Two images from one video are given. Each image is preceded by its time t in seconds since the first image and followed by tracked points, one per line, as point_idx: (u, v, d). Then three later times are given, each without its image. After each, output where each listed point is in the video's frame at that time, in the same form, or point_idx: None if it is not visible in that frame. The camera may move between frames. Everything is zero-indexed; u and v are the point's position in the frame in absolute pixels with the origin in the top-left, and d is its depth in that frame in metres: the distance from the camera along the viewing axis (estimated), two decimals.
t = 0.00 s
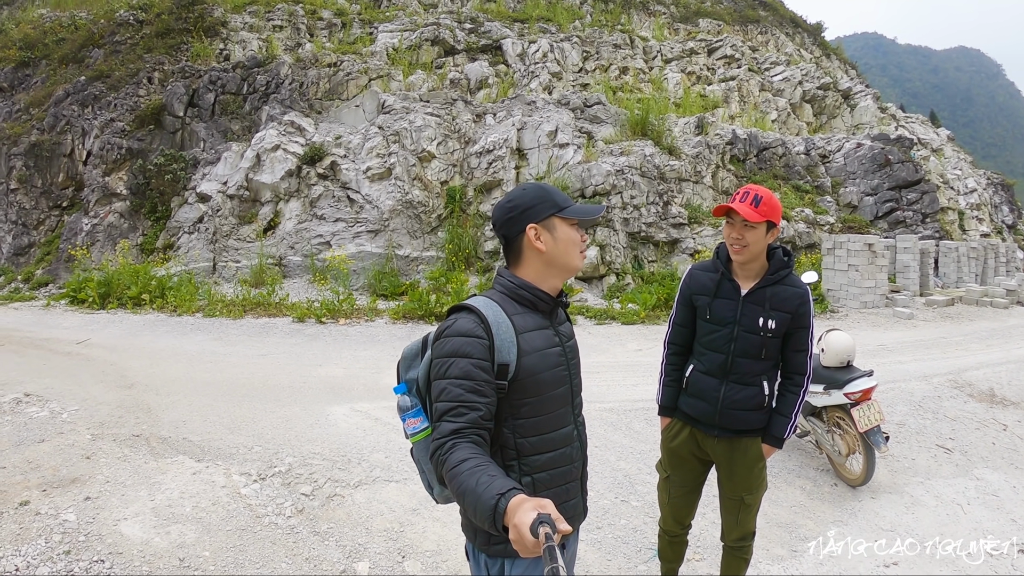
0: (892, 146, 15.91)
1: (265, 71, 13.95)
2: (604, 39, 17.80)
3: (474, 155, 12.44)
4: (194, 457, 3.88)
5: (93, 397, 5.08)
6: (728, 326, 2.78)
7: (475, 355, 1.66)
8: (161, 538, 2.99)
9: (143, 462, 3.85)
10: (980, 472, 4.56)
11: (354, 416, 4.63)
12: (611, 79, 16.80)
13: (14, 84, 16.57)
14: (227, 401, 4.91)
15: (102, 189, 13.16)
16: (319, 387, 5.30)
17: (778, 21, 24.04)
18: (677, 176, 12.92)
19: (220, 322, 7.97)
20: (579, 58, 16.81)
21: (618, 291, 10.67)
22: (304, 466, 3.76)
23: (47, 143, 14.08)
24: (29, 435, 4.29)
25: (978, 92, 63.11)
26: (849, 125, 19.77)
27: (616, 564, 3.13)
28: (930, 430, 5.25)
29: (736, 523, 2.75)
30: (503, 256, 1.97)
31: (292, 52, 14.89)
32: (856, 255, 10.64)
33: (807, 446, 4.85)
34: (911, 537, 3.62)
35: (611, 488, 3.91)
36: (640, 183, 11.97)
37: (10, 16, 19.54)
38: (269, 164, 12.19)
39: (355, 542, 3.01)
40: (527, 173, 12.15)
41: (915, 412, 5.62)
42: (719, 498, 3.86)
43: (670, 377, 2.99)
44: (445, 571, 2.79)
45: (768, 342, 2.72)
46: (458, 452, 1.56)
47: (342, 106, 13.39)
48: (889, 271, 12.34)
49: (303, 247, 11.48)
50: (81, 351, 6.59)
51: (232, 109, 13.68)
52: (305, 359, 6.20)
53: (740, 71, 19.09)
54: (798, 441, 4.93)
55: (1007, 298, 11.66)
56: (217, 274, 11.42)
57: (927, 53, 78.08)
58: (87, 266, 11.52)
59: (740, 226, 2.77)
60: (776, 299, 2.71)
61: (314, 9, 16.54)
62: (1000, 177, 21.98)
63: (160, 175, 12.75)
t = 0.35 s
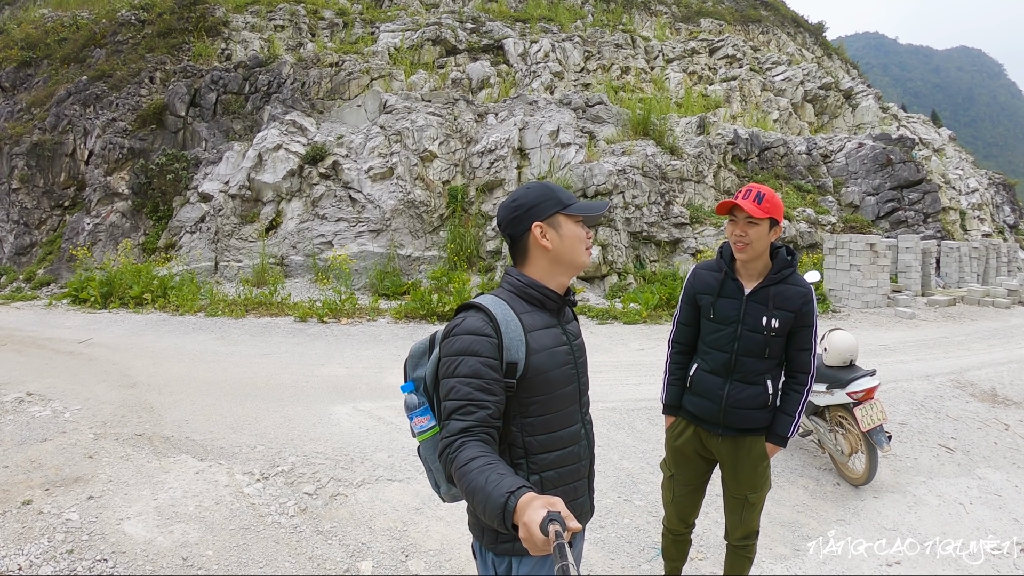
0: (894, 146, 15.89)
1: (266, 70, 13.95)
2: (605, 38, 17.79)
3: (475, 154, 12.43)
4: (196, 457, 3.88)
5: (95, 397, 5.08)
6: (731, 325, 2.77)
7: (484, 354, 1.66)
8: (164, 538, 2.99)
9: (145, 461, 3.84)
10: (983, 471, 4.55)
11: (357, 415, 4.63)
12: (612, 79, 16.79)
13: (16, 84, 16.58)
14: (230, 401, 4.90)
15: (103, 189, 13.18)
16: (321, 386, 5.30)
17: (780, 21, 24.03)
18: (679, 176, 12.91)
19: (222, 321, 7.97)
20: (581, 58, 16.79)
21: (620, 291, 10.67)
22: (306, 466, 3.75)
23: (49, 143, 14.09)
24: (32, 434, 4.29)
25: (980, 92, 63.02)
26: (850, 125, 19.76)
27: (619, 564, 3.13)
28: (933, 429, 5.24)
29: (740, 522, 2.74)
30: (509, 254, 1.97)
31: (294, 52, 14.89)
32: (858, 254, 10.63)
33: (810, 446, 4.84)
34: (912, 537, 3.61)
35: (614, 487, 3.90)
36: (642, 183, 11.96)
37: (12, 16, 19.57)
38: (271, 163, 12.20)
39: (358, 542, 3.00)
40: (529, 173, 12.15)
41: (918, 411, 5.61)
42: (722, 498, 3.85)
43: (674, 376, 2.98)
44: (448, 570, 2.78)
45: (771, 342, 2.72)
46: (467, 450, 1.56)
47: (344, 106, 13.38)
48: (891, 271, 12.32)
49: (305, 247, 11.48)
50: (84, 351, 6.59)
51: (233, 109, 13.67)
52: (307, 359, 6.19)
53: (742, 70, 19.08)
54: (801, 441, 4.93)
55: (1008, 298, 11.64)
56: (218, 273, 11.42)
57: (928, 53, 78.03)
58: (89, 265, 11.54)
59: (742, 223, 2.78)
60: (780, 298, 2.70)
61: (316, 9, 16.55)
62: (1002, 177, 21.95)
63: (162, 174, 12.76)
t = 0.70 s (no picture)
0: (893, 146, 15.90)
1: (266, 69, 13.94)
2: (605, 38, 17.78)
3: (475, 154, 12.43)
4: (195, 457, 3.87)
5: (94, 396, 5.08)
6: (729, 326, 2.77)
7: (481, 356, 1.66)
8: (163, 538, 2.99)
9: (144, 461, 3.84)
10: (981, 472, 4.55)
11: (356, 415, 4.63)
12: (612, 78, 16.79)
13: (14, 83, 16.55)
14: (228, 401, 4.90)
15: (102, 188, 13.16)
16: (320, 386, 5.30)
17: (780, 21, 24.03)
18: (678, 176, 12.92)
19: (221, 321, 7.96)
20: (581, 57, 16.79)
21: (619, 290, 10.69)
22: (305, 465, 3.75)
23: (48, 142, 14.08)
24: (30, 434, 4.28)
25: (980, 93, 63.04)
26: (850, 125, 19.79)
27: (617, 564, 3.13)
28: (931, 429, 5.24)
29: (738, 523, 2.75)
30: (507, 256, 1.97)
31: (293, 51, 14.87)
32: (857, 254, 10.64)
33: (808, 446, 4.85)
34: (911, 537, 3.62)
35: (613, 487, 3.91)
36: (641, 182, 11.96)
37: (11, 15, 19.52)
38: (271, 162, 12.19)
39: (357, 541, 3.01)
40: (528, 172, 12.16)
41: (916, 411, 5.62)
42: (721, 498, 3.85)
43: (672, 377, 2.99)
44: (446, 570, 2.79)
45: (769, 343, 2.71)
46: (465, 451, 1.56)
47: (344, 105, 13.37)
48: (890, 271, 12.32)
49: (304, 246, 11.47)
50: (82, 350, 6.58)
51: (233, 108, 13.65)
52: (306, 358, 6.20)
53: (742, 70, 19.08)
54: (799, 441, 4.93)
55: (1007, 299, 11.65)
56: (218, 272, 11.41)
57: (928, 53, 78.06)
58: (88, 264, 11.53)
59: (742, 224, 2.78)
60: (778, 299, 2.70)
61: (316, 8, 16.53)
62: (1002, 177, 21.96)
63: (161, 173, 12.74)
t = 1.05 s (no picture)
0: (895, 143, 15.85)
1: (266, 68, 13.94)
2: (606, 35, 17.73)
3: (476, 152, 12.43)
4: (195, 457, 3.88)
5: (95, 396, 5.09)
6: (727, 327, 2.77)
7: (473, 360, 1.65)
8: (162, 538, 3.00)
9: (144, 461, 3.85)
10: (981, 471, 4.55)
11: (355, 414, 4.63)
12: (613, 76, 16.76)
13: (15, 83, 16.54)
14: (228, 401, 4.90)
15: (104, 187, 13.18)
16: (320, 385, 5.31)
17: (781, 17, 23.95)
18: (680, 173, 12.90)
19: (222, 320, 7.97)
20: (581, 55, 16.75)
21: (620, 288, 10.71)
22: (305, 465, 3.76)
23: (49, 141, 14.09)
24: (31, 434, 4.30)
25: (983, 89, 62.83)
26: (851, 122, 19.79)
27: (616, 564, 3.14)
28: (931, 429, 5.23)
29: (735, 524, 2.75)
30: (501, 260, 1.97)
31: (294, 49, 14.86)
32: (858, 252, 10.62)
33: (809, 446, 4.84)
34: (911, 537, 3.62)
35: (612, 487, 3.91)
36: (642, 180, 11.95)
37: (11, 14, 19.52)
38: (272, 161, 12.19)
39: (356, 542, 3.01)
40: (529, 171, 12.17)
41: (916, 410, 5.61)
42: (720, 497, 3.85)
43: (669, 378, 2.98)
44: (444, 571, 2.79)
45: (767, 344, 2.71)
46: (457, 456, 1.56)
47: (344, 104, 13.36)
48: (892, 268, 12.29)
49: (305, 245, 11.48)
50: (83, 350, 6.60)
51: (233, 107, 13.62)
52: (307, 357, 6.20)
53: (743, 68, 19.03)
54: (799, 441, 4.93)
55: (1009, 296, 11.62)
56: (219, 271, 11.43)
57: (930, 49, 77.80)
58: (89, 264, 11.56)
59: (739, 224, 2.77)
60: (775, 300, 2.70)
61: (316, 6, 16.51)
62: (1004, 174, 21.88)
63: (162, 173, 12.74)
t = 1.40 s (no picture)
0: (900, 138, 15.76)
1: (270, 65, 13.92)
2: (609, 31, 17.67)
3: (479, 148, 12.42)
4: (201, 454, 3.90)
5: (100, 395, 5.10)
6: (730, 325, 2.76)
7: (477, 360, 1.65)
8: (169, 536, 3.01)
9: (150, 459, 3.87)
10: (986, 468, 4.53)
11: (361, 411, 4.64)
12: (616, 71, 16.70)
13: (19, 82, 16.55)
14: (234, 398, 4.91)
15: (108, 186, 13.20)
16: (325, 382, 5.32)
17: (785, 12, 23.83)
18: (683, 169, 12.86)
19: (227, 317, 7.99)
20: (585, 51, 16.69)
21: (624, 284, 10.71)
22: (310, 462, 3.77)
23: (53, 140, 14.13)
24: (37, 433, 4.32)
25: (988, 83, 62.42)
26: (855, 117, 19.72)
27: (620, 561, 3.14)
28: (936, 425, 5.22)
29: (739, 522, 2.74)
30: (500, 261, 1.98)
31: (297, 46, 14.85)
32: (863, 247, 10.58)
33: (813, 442, 4.83)
34: (915, 534, 3.61)
35: (616, 483, 3.91)
36: (646, 176, 11.92)
37: (14, 14, 19.55)
38: (275, 158, 12.19)
39: (361, 539, 3.02)
40: (533, 167, 12.17)
41: (921, 406, 5.60)
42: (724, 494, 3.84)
43: (673, 376, 2.97)
44: (450, 567, 2.79)
45: (770, 341, 2.70)
46: (461, 456, 1.56)
47: (348, 101, 13.35)
48: (897, 264, 12.24)
49: (309, 242, 11.49)
50: (89, 348, 6.63)
51: (237, 104, 13.61)
52: (311, 355, 6.21)
53: (746, 62, 18.94)
54: (804, 437, 4.91)
55: (1014, 292, 11.56)
56: (223, 269, 11.45)
57: (935, 43, 77.34)
58: (94, 262, 11.60)
59: (742, 221, 2.75)
60: (778, 297, 2.68)
61: (319, 3, 16.50)
62: (1009, 169, 21.77)
63: (166, 171, 12.76)
